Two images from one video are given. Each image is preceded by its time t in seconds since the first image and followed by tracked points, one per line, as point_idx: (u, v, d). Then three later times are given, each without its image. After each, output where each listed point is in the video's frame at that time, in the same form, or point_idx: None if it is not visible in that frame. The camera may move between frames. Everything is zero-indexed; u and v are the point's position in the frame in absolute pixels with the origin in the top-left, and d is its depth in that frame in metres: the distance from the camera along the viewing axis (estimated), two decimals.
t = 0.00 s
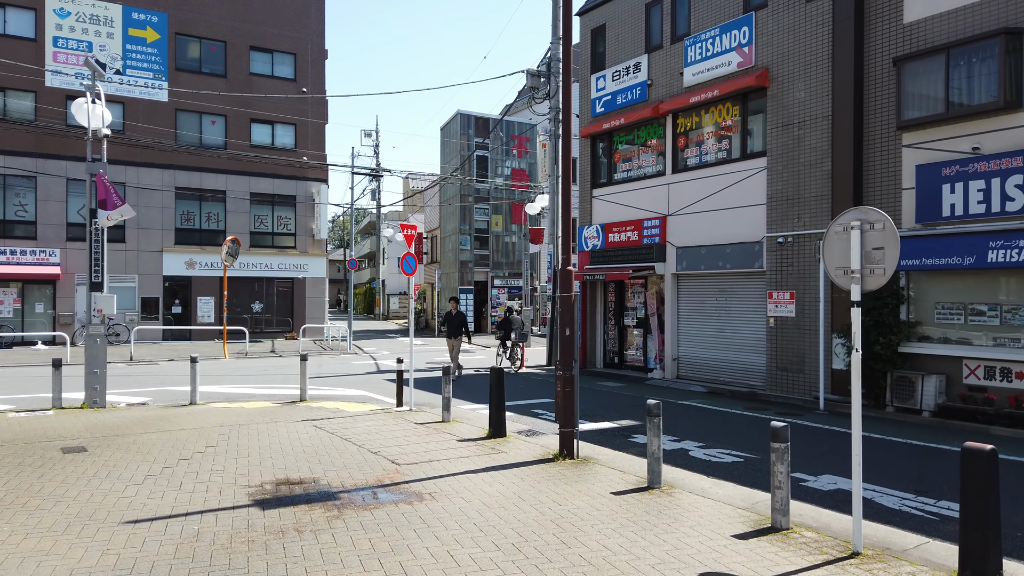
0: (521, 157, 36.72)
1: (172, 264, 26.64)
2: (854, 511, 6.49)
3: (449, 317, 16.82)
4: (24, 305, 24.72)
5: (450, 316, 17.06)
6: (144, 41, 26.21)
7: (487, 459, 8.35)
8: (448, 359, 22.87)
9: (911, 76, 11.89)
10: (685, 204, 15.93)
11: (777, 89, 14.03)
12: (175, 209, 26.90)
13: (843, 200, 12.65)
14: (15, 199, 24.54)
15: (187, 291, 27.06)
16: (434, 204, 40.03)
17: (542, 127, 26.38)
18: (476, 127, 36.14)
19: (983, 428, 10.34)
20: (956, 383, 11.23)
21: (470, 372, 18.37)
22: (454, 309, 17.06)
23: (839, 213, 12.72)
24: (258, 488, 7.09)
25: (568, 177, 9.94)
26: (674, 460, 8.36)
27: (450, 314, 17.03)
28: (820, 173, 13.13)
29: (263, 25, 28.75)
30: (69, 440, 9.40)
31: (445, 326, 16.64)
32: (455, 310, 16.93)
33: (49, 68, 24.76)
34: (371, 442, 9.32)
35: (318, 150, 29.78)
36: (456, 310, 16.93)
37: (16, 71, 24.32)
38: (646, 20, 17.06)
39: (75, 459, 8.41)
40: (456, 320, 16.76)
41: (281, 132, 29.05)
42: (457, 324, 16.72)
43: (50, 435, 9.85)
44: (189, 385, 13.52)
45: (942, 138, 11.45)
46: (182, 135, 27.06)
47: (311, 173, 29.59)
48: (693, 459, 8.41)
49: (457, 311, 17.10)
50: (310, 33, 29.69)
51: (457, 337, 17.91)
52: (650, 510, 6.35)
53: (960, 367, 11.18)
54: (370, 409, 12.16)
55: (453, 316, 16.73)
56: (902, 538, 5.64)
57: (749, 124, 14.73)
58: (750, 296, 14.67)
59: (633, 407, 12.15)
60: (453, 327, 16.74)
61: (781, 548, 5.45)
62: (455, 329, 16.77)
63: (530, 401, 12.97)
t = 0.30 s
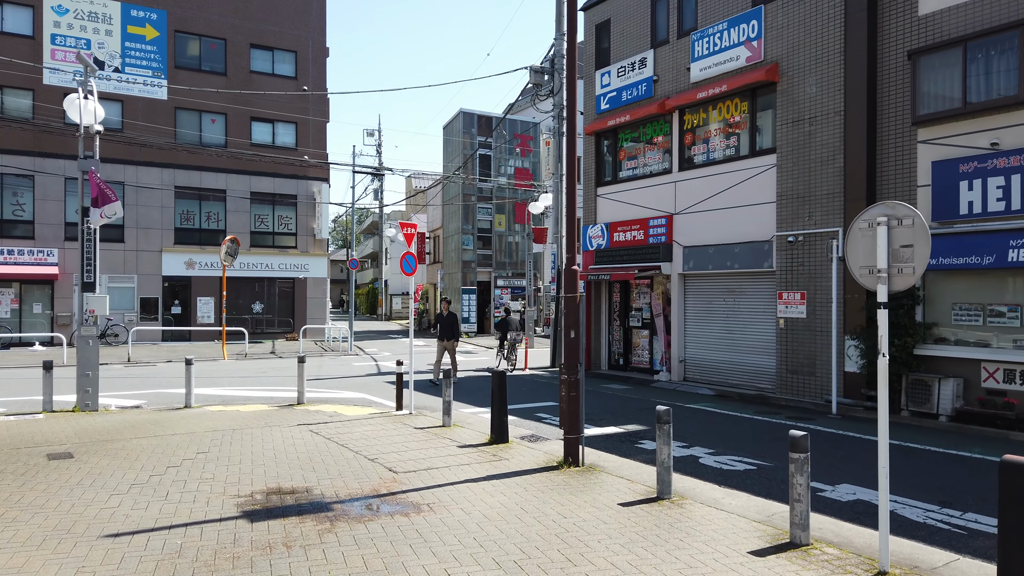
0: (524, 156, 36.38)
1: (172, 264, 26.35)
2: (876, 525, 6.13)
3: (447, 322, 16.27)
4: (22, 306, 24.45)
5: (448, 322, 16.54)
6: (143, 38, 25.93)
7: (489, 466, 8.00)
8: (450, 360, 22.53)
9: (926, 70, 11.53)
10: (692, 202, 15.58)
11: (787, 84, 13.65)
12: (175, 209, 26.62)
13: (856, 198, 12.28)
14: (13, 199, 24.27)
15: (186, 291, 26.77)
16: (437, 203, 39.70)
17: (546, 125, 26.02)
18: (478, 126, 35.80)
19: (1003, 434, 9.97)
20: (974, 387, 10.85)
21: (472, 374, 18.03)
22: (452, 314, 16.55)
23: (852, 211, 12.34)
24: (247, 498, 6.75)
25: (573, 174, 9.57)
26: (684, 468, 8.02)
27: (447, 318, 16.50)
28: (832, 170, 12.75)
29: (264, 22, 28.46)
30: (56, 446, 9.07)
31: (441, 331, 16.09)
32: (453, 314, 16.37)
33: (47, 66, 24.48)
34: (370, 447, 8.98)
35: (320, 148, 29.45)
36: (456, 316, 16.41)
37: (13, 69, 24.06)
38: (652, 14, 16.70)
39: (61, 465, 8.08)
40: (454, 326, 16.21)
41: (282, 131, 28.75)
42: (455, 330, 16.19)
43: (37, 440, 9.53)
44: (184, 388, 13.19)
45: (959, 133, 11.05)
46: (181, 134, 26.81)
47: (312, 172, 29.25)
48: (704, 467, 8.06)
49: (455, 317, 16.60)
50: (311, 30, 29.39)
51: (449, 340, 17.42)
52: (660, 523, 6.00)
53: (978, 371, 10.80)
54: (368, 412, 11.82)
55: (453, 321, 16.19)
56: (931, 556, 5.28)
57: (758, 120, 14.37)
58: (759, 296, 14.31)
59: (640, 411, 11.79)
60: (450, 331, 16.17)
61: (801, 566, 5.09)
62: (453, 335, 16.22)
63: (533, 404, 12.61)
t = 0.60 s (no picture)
0: (524, 154, 36.04)
1: (167, 264, 26.00)
2: (896, 539, 5.78)
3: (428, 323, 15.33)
4: (15, 306, 24.11)
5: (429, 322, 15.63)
6: (138, 35, 25.59)
7: (487, 475, 7.65)
8: (449, 362, 22.17)
9: (939, 64, 11.18)
10: (695, 200, 15.23)
11: (794, 78, 13.29)
12: (170, 208, 26.28)
13: (865, 195, 11.93)
14: (6, 197, 23.92)
15: (182, 291, 26.42)
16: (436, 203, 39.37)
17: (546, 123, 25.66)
18: (478, 124, 35.45)
19: (1020, 439, 9.60)
20: (989, 391, 10.48)
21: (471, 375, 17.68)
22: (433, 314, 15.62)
23: (861, 208, 11.98)
24: (230, 510, 6.39)
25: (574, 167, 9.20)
26: (691, 476, 7.67)
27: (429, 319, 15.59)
28: (841, 167, 12.40)
29: (261, 19, 28.11)
30: (35, 452, 8.72)
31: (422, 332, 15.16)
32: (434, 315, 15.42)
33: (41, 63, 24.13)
34: (363, 454, 8.63)
35: (318, 147, 29.11)
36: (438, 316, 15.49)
37: (6, 65, 23.71)
38: (655, 8, 16.34)
39: (38, 473, 7.73)
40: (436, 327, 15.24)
41: (279, 129, 28.41)
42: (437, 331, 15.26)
43: (18, 445, 9.18)
44: (174, 390, 12.84)
45: (973, 128, 10.69)
46: (177, 131, 26.50)
47: (310, 171, 28.89)
48: (711, 476, 7.72)
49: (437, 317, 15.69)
50: (308, 27, 29.05)
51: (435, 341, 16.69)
52: (667, 538, 5.64)
53: (992, 374, 10.44)
54: (363, 416, 11.47)
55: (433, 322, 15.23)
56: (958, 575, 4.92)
57: (764, 116, 14.02)
58: (765, 297, 13.96)
59: (642, 415, 11.43)
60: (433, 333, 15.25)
61: None
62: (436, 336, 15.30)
63: (533, 408, 12.26)
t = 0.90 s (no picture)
0: (523, 153, 35.68)
1: (160, 263, 25.64)
2: (915, 554, 5.42)
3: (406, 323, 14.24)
4: (5, 306, 23.76)
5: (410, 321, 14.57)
6: (131, 31, 25.21)
7: (481, 482, 7.28)
8: (446, 362, 21.80)
9: (949, 55, 10.82)
10: (697, 198, 14.87)
11: (799, 72, 12.92)
12: (164, 206, 25.90)
13: (873, 192, 11.57)
14: None
15: (175, 291, 26.05)
16: (434, 201, 39.02)
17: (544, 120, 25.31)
18: (476, 122, 35.08)
19: None
20: (1001, 393, 10.11)
21: (467, 377, 17.30)
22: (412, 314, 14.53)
23: (869, 205, 11.63)
24: (208, 522, 6.02)
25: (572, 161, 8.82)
26: (694, 484, 7.31)
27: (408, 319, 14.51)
28: (847, 163, 12.04)
29: (255, 15, 27.76)
30: (9, 458, 8.34)
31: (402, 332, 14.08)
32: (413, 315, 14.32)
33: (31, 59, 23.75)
34: (353, 460, 8.27)
35: (313, 144, 28.74)
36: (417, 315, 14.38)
37: None
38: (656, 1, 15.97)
39: (10, 481, 7.36)
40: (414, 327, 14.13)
41: (274, 127, 28.05)
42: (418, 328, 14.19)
43: None
44: (160, 393, 12.46)
45: (984, 122, 10.33)
46: (170, 128, 26.09)
47: (306, 169, 28.53)
48: (715, 483, 7.36)
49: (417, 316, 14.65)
50: (304, 24, 28.69)
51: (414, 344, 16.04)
52: (670, 553, 5.28)
53: (1005, 376, 10.07)
54: (354, 419, 11.10)
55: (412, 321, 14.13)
56: None
57: (767, 111, 13.66)
58: (768, 296, 13.60)
59: (643, 419, 11.06)
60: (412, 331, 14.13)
61: None
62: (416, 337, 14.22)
63: (530, 411, 11.90)
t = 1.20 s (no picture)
0: (522, 151, 35.33)
1: (154, 262, 25.28)
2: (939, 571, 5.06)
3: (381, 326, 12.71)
4: None
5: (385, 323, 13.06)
6: (124, 27, 24.66)
7: (477, 492, 6.92)
8: (444, 364, 21.44)
9: (961, 47, 10.47)
10: (700, 195, 14.51)
11: (805, 65, 12.56)
12: (157, 205, 25.54)
13: (882, 189, 11.21)
14: None
15: (169, 291, 25.69)
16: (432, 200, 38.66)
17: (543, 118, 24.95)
18: (475, 120, 34.70)
19: None
20: (1017, 397, 9.73)
21: (465, 379, 16.93)
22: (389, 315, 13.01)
23: (877, 202, 11.28)
24: (185, 537, 5.65)
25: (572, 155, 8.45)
26: (701, 494, 6.96)
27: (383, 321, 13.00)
28: (855, 159, 11.68)
29: (250, 11, 27.40)
30: None
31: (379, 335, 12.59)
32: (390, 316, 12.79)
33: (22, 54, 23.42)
34: (343, 468, 7.89)
35: (310, 142, 28.38)
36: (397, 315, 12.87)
37: None
38: None
39: None
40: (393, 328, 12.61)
41: (269, 124, 27.68)
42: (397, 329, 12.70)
43: None
44: (148, 396, 12.09)
45: (998, 115, 9.97)
46: (164, 125, 25.71)
47: (302, 167, 28.17)
48: (722, 492, 6.99)
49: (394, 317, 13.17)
50: (300, 20, 28.34)
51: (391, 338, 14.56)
52: (678, 571, 4.91)
53: (1020, 379, 9.70)
54: (347, 423, 10.73)
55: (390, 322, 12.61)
56: None
57: (772, 106, 13.31)
58: (773, 296, 13.24)
59: (645, 423, 10.70)
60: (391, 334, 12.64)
61: None
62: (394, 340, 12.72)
63: (528, 414, 11.53)
